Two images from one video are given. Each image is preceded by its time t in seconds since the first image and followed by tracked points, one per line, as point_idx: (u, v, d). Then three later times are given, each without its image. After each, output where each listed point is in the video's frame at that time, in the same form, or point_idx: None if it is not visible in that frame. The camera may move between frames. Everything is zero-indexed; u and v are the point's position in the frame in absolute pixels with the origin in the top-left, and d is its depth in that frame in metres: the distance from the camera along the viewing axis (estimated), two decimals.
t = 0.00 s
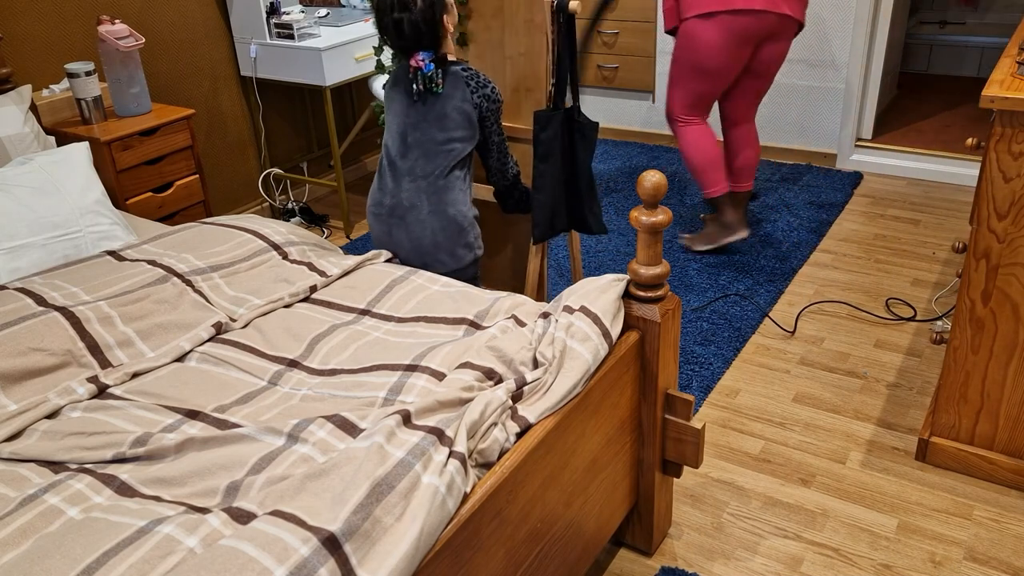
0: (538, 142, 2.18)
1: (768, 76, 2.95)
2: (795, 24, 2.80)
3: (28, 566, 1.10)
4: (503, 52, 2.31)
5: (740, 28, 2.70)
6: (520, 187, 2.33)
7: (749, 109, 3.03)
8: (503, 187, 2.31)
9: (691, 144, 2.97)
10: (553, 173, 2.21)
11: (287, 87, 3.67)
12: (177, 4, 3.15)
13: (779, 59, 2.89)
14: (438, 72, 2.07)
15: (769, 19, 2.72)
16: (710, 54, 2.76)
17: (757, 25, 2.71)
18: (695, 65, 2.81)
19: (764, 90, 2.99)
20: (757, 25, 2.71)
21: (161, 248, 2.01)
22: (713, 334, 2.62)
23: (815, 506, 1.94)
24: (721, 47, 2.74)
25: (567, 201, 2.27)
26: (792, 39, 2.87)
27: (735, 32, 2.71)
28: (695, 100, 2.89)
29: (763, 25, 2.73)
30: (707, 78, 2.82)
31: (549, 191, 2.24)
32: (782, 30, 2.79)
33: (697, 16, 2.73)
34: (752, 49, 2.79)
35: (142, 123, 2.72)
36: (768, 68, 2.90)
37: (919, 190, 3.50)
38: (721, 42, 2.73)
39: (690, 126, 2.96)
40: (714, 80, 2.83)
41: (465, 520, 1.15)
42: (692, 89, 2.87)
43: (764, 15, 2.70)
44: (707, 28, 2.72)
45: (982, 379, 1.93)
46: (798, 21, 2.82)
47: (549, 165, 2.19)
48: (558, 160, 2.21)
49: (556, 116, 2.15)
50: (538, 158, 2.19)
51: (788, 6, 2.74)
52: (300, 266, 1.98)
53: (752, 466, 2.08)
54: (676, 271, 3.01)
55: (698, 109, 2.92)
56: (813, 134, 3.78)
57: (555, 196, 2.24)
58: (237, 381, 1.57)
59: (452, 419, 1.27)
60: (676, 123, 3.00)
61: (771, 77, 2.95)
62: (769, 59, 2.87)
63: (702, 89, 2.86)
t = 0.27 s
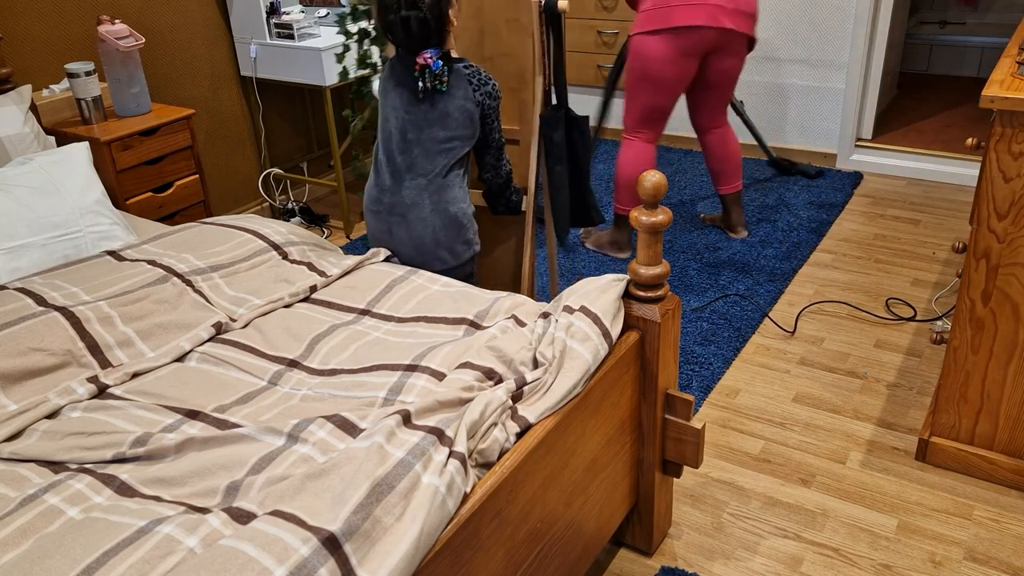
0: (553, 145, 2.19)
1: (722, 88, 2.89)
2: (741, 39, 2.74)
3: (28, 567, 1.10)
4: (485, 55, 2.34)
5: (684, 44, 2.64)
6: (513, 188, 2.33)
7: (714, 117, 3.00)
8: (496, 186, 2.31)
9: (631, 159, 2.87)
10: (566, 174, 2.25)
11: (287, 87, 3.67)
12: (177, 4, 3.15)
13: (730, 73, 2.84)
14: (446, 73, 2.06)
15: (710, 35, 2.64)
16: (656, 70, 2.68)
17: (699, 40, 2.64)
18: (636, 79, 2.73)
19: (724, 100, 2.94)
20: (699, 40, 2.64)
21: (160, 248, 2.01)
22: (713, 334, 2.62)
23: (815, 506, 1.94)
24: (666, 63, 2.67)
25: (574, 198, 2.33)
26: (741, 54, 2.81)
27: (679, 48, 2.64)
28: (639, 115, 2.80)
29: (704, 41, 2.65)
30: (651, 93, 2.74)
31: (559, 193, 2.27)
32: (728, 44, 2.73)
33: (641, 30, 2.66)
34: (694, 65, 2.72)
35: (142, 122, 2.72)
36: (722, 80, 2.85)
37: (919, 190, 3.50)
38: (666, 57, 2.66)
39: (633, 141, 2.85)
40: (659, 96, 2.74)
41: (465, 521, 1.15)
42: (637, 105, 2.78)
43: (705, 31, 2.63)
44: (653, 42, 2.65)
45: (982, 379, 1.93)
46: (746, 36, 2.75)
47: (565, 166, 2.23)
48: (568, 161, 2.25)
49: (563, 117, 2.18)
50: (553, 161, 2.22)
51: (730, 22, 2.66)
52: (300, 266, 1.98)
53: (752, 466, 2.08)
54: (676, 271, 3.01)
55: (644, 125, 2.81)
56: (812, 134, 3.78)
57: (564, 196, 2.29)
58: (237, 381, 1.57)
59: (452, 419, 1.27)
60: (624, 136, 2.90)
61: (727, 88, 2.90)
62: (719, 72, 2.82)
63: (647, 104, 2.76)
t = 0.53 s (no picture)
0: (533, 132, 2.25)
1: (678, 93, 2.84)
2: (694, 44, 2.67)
3: (28, 566, 1.10)
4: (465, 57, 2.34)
5: (634, 50, 2.59)
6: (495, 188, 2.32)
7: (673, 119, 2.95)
8: (481, 187, 2.30)
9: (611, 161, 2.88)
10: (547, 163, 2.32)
11: (286, 87, 3.67)
12: (176, 4, 3.15)
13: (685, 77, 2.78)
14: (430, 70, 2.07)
15: (658, 40, 2.59)
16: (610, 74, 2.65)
17: (648, 45, 2.59)
18: (593, 83, 2.72)
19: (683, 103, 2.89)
20: (648, 45, 2.59)
21: (160, 248, 2.01)
22: (713, 334, 2.62)
23: (815, 506, 1.94)
24: (618, 68, 2.63)
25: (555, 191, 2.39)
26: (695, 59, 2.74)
27: (628, 54, 2.61)
28: (603, 118, 2.80)
29: (653, 47, 2.61)
30: (609, 96, 2.73)
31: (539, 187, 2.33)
32: (681, 50, 2.67)
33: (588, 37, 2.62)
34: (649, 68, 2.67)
35: (142, 122, 2.72)
36: (678, 86, 2.80)
37: (919, 190, 3.50)
38: (617, 62, 2.63)
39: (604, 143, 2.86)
40: (617, 98, 2.72)
41: (465, 520, 1.15)
42: (599, 108, 2.78)
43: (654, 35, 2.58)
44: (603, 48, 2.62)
45: (982, 379, 1.93)
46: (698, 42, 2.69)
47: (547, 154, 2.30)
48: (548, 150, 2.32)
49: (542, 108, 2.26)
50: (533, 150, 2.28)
51: (678, 24, 2.59)
52: (300, 266, 1.97)
53: (752, 466, 2.08)
54: (676, 271, 3.01)
55: (609, 128, 2.82)
56: (812, 134, 3.78)
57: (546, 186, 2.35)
58: (237, 381, 1.57)
59: (452, 419, 1.27)
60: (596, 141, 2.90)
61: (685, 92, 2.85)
62: (675, 78, 2.77)
63: (607, 107, 2.76)
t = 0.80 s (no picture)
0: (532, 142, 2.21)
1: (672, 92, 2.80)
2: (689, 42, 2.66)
3: (28, 566, 1.10)
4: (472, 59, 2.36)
5: (632, 48, 2.59)
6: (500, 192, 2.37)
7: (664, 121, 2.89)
8: (485, 191, 2.34)
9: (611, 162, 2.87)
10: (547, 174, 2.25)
11: (287, 87, 3.67)
12: (176, 4, 3.15)
13: (681, 75, 2.75)
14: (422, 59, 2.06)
15: (654, 38, 2.58)
16: (606, 75, 2.65)
17: (644, 44, 2.59)
18: (591, 85, 2.72)
19: (677, 104, 2.85)
20: (645, 44, 2.59)
21: (160, 248, 2.01)
22: (712, 334, 2.62)
23: (815, 506, 1.94)
24: (614, 68, 2.63)
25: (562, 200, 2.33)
26: (691, 56, 2.72)
27: (624, 54, 2.60)
28: (601, 119, 2.79)
29: (648, 45, 2.60)
30: (608, 97, 2.72)
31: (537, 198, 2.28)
32: (676, 48, 2.65)
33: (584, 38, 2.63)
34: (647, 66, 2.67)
35: (142, 123, 2.72)
36: (672, 85, 2.77)
37: (919, 190, 3.50)
38: (613, 63, 2.62)
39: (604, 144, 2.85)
40: (615, 99, 2.71)
41: (465, 520, 1.15)
42: (597, 108, 2.78)
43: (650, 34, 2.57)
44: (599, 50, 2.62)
45: (982, 379, 1.93)
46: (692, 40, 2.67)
47: (546, 166, 2.22)
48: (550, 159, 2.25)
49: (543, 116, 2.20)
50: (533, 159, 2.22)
51: (675, 22, 2.58)
52: (300, 266, 1.97)
53: (752, 466, 2.08)
54: (676, 271, 3.01)
55: (608, 129, 2.81)
56: (812, 134, 3.78)
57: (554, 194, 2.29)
58: (237, 381, 1.57)
59: (452, 419, 1.27)
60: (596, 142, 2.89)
61: (679, 92, 2.82)
62: (670, 75, 2.74)
63: (605, 108, 2.75)
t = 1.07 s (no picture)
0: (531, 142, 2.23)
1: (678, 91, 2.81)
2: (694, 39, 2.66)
3: (28, 567, 1.10)
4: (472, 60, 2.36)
5: (633, 40, 2.60)
6: (501, 194, 2.38)
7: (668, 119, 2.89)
8: (485, 195, 2.35)
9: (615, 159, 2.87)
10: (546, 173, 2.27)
11: (287, 87, 3.67)
12: (176, 4, 3.15)
13: (687, 72, 2.74)
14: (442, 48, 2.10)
15: (655, 31, 2.59)
16: (608, 67, 2.67)
17: (645, 37, 2.59)
18: (596, 78, 2.73)
19: (683, 102, 2.85)
20: (646, 37, 2.59)
21: (160, 248, 2.01)
22: (713, 334, 2.62)
23: (815, 506, 1.94)
24: (616, 61, 2.64)
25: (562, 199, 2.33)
26: (697, 51, 2.71)
27: (626, 46, 2.61)
28: (606, 113, 2.80)
29: (651, 37, 2.60)
30: (612, 90, 2.72)
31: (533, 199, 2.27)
32: (679, 44, 2.65)
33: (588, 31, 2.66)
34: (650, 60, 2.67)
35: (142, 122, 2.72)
36: (678, 80, 2.76)
37: (919, 190, 3.50)
38: (616, 54, 2.63)
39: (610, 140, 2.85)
40: (618, 93, 2.72)
41: (465, 520, 1.15)
42: (601, 102, 2.79)
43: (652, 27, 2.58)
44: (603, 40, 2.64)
45: (982, 379, 1.93)
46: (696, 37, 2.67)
47: (545, 166, 2.25)
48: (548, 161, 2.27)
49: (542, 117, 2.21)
50: (532, 158, 2.25)
51: (677, 15, 2.58)
52: (300, 266, 1.97)
53: (752, 466, 2.08)
54: (676, 271, 3.01)
55: (614, 125, 2.81)
56: (813, 134, 3.78)
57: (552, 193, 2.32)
58: (237, 381, 1.57)
59: (452, 419, 1.27)
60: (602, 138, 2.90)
61: (686, 89, 2.81)
62: (674, 71, 2.73)
63: (610, 102, 2.76)
